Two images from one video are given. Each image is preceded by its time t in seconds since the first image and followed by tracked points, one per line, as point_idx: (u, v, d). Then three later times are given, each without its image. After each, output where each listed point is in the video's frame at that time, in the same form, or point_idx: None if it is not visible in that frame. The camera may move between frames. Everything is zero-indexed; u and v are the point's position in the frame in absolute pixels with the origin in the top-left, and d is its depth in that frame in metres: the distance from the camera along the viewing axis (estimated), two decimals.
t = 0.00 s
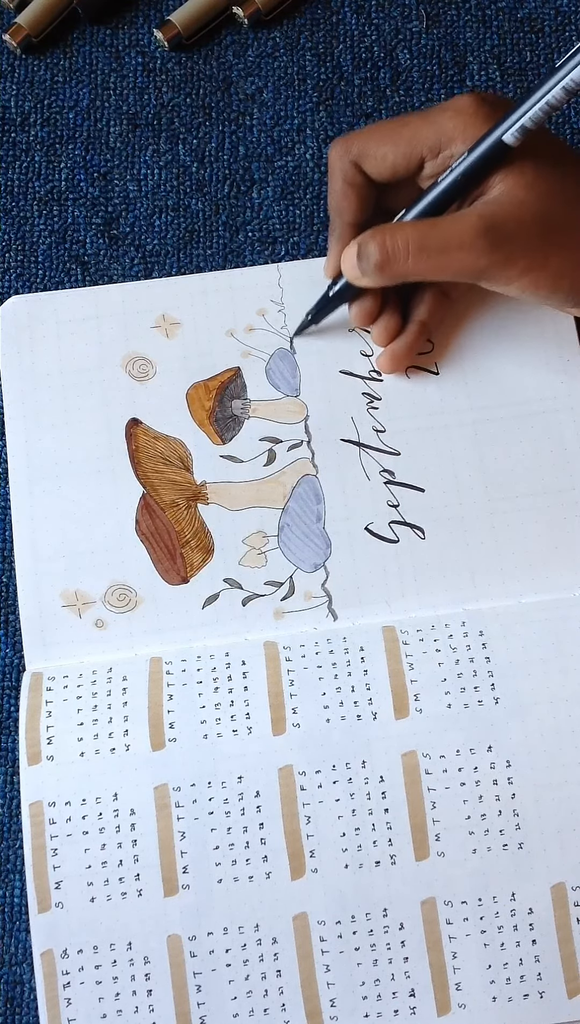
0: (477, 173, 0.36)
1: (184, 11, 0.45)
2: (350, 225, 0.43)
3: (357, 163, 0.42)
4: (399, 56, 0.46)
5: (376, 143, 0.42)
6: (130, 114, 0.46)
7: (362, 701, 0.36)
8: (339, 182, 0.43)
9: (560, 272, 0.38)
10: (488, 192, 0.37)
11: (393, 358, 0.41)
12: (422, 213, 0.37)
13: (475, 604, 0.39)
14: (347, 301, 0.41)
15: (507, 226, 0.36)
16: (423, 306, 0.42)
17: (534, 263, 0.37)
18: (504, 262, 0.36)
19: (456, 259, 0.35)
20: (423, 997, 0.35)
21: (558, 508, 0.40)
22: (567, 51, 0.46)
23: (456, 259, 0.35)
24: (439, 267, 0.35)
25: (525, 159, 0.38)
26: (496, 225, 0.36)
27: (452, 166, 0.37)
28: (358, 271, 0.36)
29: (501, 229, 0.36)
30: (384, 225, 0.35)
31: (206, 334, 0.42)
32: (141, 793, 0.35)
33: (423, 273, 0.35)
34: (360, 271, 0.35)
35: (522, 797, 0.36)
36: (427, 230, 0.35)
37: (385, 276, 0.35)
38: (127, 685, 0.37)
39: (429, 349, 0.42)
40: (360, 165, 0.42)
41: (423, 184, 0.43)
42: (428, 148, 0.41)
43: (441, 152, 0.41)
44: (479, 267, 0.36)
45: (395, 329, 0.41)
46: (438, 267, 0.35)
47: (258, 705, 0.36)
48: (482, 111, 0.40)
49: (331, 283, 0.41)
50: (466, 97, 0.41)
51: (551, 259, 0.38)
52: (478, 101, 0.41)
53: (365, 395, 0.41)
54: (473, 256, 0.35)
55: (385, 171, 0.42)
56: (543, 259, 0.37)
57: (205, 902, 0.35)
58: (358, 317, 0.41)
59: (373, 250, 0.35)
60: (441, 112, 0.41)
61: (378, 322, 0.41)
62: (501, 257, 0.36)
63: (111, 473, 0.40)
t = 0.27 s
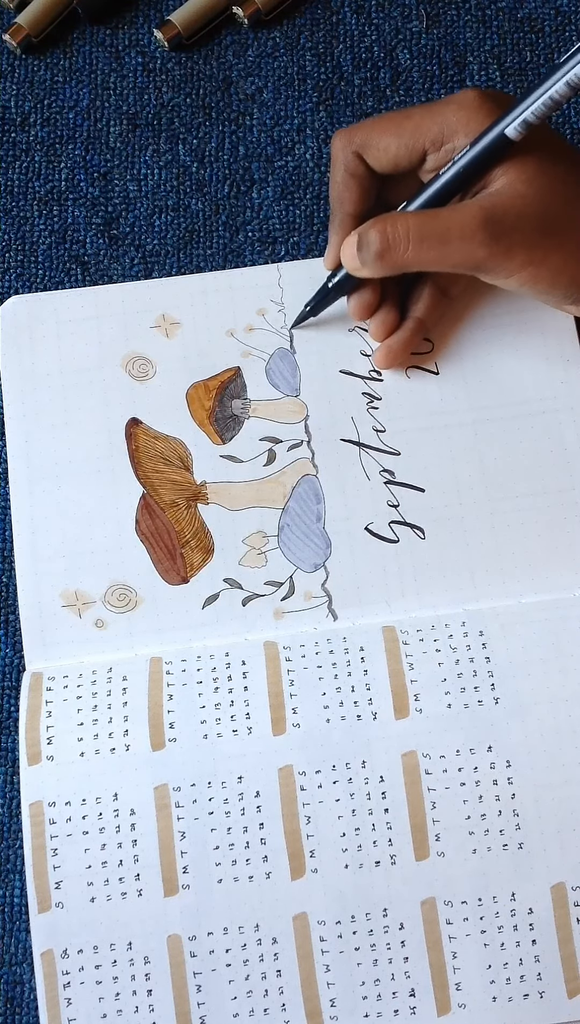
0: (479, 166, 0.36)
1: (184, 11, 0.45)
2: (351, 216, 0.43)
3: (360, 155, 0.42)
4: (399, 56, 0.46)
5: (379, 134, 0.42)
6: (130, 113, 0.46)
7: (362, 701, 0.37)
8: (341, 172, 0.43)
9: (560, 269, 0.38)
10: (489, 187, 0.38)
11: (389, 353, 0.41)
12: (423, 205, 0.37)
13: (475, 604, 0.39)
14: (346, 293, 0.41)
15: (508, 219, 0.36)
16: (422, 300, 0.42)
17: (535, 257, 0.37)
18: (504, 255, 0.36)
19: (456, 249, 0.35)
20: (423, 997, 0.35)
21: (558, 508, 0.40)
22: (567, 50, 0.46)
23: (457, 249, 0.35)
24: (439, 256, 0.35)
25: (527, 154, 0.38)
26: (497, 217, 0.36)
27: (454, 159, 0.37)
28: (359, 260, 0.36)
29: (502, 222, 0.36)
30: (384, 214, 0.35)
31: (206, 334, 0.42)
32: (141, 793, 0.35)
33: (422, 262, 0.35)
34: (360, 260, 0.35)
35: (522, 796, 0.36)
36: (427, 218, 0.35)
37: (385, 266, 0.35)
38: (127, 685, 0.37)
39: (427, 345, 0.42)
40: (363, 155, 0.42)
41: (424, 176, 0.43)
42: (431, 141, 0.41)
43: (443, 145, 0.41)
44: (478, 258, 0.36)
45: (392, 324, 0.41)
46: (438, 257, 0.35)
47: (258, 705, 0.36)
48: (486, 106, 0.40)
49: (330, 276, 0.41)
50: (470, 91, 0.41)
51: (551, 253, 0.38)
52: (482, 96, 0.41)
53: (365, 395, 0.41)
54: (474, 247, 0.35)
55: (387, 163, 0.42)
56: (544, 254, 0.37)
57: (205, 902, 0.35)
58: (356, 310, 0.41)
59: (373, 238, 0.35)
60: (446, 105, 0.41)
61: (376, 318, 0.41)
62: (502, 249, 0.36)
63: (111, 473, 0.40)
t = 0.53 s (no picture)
0: (478, 163, 0.36)
1: (184, 11, 0.45)
2: (348, 214, 0.43)
3: (359, 152, 0.42)
4: (399, 56, 0.46)
5: (378, 131, 0.42)
6: (130, 113, 0.46)
7: (362, 701, 0.36)
8: (340, 170, 0.43)
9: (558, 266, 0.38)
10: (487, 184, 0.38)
11: (386, 353, 0.41)
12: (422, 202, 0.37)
13: (475, 604, 0.39)
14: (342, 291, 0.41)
15: (507, 216, 0.36)
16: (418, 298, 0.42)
17: (534, 254, 0.37)
18: (502, 252, 0.36)
19: (454, 246, 0.35)
20: (423, 997, 0.35)
21: (558, 508, 0.40)
22: (567, 50, 0.46)
23: (455, 246, 0.35)
24: (437, 253, 0.35)
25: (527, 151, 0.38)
26: (496, 215, 0.36)
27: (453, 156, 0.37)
28: (357, 257, 0.36)
29: (500, 219, 0.36)
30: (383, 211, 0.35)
31: (206, 334, 0.42)
32: (141, 793, 0.35)
33: (421, 258, 0.35)
34: (357, 258, 0.35)
35: (522, 796, 0.36)
36: (426, 216, 0.35)
37: (383, 263, 0.36)
38: (127, 685, 0.37)
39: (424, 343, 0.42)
40: (362, 153, 0.42)
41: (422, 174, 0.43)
42: (430, 138, 0.41)
43: (442, 143, 0.41)
44: (476, 255, 0.36)
45: (388, 324, 0.41)
46: (436, 254, 0.35)
47: (258, 705, 0.36)
48: (485, 103, 0.40)
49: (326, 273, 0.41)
50: (470, 90, 0.41)
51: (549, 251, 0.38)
52: (482, 94, 0.41)
53: (365, 395, 0.41)
54: (472, 244, 0.35)
55: (385, 161, 0.42)
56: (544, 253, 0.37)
57: (205, 902, 0.35)
58: (352, 308, 0.41)
59: (372, 235, 0.35)
60: (445, 103, 0.41)
61: (374, 315, 0.41)
62: (500, 246, 0.36)
63: (111, 474, 0.40)
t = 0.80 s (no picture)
0: (477, 163, 0.36)
1: (184, 11, 0.45)
2: (348, 214, 0.42)
3: (359, 153, 0.42)
4: (399, 56, 0.46)
5: (378, 132, 0.42)
6: (130, 113, 0.46)
7: (362, 701, 0.36)
8: (340, 170, 0.43)
9: (558, 266, 0.38)
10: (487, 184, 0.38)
11: (386, 353, 0.41)
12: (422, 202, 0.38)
13: (476, 604, 0.39)
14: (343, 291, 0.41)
15: (506, 216, 0.36)
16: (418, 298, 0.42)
17: (533, 254, 0.37)
18: (501, 252, 0.36)
19: (453, 247, 0.35)
20: (423, 997, 0.35)
21: (558, 508, 0.40)
22: (567, 50, 0.46)
23: (454, 246, 0.35)
24: (436, 254, 0.35)
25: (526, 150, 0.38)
26: (496, 215, 0.36)
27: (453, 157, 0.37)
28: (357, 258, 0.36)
29: (500, 219, 0.36)
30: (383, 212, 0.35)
31: (206, 334, 0.42)
32: (141, 793, 0.35)
33: (420, 259, 0.36)
34: (357, 259, 0.36)
35: (522, 796, 0.36)
36: (426, 216, 0.35)
37: (383, 264, 0.36)
38: (127, 685, 0.37)
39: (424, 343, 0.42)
40: (361, 154, 0.42)
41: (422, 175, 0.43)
42: (430, 139, 0.41)
43: (442, 144, 0.41)
44: (475, 255, 0.36)
45: (388, 324, 0.41)
46: (435, 254, 0.35)
47: (258, 705, 0.36)
48: (485, 103, 0.40)
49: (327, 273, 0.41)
50: (470, 90, 0.41)
51: (549, 251, 0.38)
52: (482, 94, 0.41)
53: (365, 395, 0.41)
54: (471, 244, 0.36)
55: (385, 161, 0.42)
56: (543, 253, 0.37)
57: (205, 902, 0.35)
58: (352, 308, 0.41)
59: (371, 237, 0.35)
60: (444, 103, 0.41)
61: (374, 315, 0.41)
62: (499, 247, 0.36)
63: (111, 473, 0.40)
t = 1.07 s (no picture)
0: (479, 162, 0.36)
1: (184, 11, 0.45)
2: (351, 213, 0.43)
3: (361, 151, 0.42)
4: (399, 56, 0.46)
5: (380, 130, 0.42)
6: (130, 113, 0.46)
7: (362, 701, 0.36)
8: (342, 169, 0.43)
9: (559, 266, 0.38)
10: (488, 183, 0.37)
11: (386, 353, 0.41)
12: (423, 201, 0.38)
13: (476, 604, 0.39)
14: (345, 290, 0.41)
15: (507, 215, 0.36)
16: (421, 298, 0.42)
17: (533, 253, 0.37)
18: (502, 251, 0.36)
19: (455, 245, 0.35)
20: (423, 997, 0.35)
21: (558, 508, 0.40)
22: (567, 50, 0.46)
23: (456, 245, 0.35)
24: (438, 252, 0.35)
25: (528, 148, 0.38)
26: (497, 214, 0.36)
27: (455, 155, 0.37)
28: (359, 256, 0.36)
29: (501, 218, 0.36)
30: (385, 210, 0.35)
31: (206, 333, 0.42)
32: (141, 793, 0.35)
33: (421, 257, 0.36)
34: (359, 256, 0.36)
35: (522, 796, 0.36)
36: (427, 214, 0.35)
37: (385, 262, 0.36)
38: (127, 685, 0.37)
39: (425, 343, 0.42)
40: (364, 152, 0.42)
41: (425, 173, 0.43)
42: (432, 137, 0.41)
43: (444, 142, 0.41)
44: (476, 254, 0.36)
45: (389, 323, 0.41)
46: (437, 252, 0.35)
47: (258, 705, 0.36)
48: (487, 102, 0.40)
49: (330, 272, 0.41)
50: (472, 89, 0.41)
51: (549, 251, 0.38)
52: (484, 93, 0.41)
53: (365, 395, 0.41)
54: (473, 243, 0.36)
55: (388, 159, 0.42)
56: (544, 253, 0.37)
57: (205, 902, 0.35)
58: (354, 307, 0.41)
59: (373, 234, 0.35)
60: (447, 102, 0.41)
61: (375, 314, 0.41)
62: (500, 245, 0.36)
63: (111, 473, 0.40)
